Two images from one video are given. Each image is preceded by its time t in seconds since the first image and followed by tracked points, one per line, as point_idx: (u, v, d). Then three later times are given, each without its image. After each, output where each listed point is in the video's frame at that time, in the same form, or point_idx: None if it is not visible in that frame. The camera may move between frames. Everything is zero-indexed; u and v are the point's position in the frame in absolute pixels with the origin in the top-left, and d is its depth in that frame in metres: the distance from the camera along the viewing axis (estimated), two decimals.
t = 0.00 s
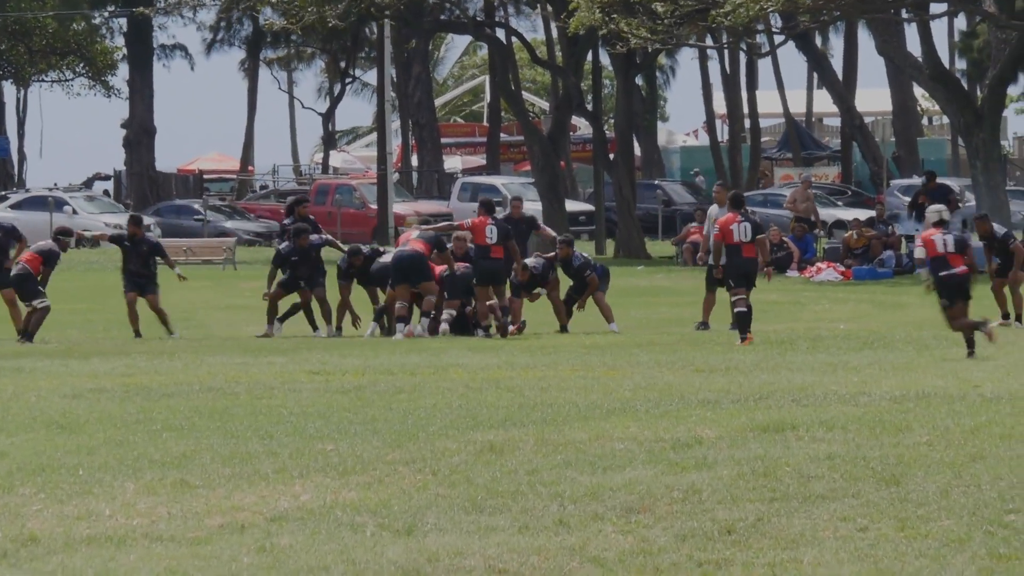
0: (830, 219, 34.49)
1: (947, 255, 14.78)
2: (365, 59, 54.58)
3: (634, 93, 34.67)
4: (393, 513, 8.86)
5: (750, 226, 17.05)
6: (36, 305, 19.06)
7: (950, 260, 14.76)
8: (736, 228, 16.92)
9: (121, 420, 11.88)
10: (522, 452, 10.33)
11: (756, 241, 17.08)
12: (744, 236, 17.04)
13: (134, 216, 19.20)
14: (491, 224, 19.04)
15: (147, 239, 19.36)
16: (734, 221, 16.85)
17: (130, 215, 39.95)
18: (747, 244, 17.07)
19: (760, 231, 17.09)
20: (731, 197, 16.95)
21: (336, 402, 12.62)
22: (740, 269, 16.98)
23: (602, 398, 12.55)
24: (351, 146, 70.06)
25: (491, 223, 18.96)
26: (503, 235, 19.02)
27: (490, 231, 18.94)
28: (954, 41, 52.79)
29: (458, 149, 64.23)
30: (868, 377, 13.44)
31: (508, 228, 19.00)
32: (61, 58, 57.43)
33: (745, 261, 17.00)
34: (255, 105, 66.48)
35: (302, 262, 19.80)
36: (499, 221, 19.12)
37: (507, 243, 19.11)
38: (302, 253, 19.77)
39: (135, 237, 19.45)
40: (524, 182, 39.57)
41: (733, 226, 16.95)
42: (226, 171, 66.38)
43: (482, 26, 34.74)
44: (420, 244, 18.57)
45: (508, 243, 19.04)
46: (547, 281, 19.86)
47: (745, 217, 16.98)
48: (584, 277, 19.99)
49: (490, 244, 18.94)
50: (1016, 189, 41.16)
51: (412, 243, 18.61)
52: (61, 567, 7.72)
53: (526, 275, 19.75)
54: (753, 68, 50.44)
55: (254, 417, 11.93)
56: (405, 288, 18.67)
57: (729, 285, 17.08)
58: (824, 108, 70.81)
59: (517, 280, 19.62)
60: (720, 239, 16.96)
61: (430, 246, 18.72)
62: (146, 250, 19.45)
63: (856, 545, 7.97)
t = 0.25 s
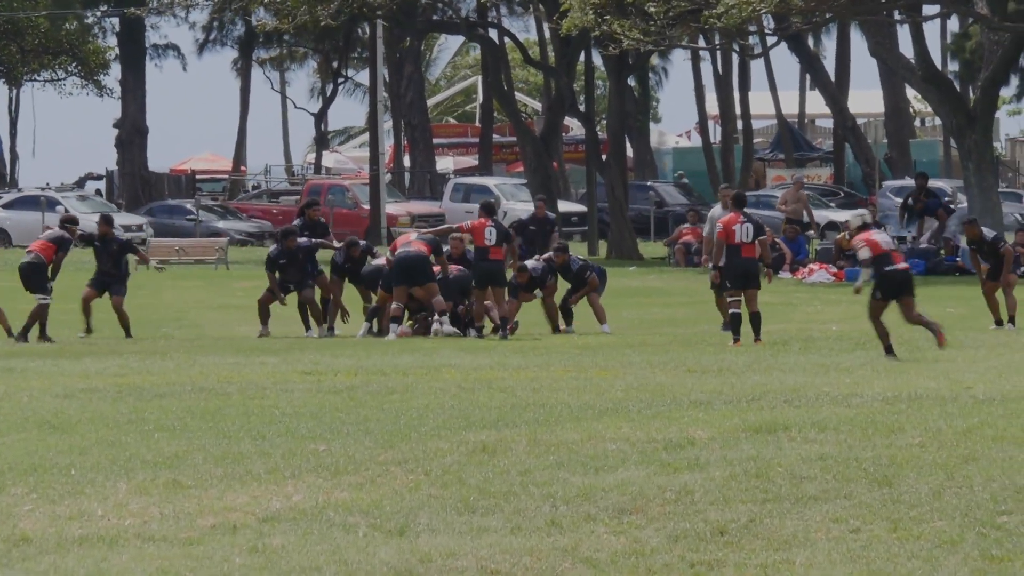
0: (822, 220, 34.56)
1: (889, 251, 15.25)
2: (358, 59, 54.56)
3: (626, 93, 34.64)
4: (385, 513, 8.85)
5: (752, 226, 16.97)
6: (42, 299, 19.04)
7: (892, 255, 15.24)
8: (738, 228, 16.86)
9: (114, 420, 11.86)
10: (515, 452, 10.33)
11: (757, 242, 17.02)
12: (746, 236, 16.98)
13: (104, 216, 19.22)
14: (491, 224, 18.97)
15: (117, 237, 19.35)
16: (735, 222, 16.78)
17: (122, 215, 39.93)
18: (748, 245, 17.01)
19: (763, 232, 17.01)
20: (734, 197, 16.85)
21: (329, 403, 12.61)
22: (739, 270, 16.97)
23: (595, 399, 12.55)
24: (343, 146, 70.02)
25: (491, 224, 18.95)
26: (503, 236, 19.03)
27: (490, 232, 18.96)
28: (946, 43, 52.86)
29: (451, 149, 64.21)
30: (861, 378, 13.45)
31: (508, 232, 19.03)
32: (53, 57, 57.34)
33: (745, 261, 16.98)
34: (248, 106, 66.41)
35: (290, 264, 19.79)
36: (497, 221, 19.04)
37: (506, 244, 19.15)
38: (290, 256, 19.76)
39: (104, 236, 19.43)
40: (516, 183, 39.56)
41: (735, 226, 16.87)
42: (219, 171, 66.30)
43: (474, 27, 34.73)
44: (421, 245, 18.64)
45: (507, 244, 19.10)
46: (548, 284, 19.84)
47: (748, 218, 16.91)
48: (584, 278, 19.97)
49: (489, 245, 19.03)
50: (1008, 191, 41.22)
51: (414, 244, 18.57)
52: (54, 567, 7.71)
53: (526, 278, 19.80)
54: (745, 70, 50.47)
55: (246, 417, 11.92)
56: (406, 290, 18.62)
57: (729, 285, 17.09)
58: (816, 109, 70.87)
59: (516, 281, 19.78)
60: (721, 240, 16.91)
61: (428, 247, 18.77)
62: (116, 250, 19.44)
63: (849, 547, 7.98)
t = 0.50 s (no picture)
0: (817, 218, 34.57)
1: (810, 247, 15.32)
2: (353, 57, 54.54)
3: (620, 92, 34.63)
4: (380, 512, 8.85)
5: (755, 224, 16.96)
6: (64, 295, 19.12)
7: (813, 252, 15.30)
8: (740, 226, 16.85)
9: (109, 418, 11.85)
10: (510, 451, 10.32)
11: (759, 240, 17.01)
12: (748, 234, 16.98)
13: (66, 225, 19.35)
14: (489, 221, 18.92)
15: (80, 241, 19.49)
16: (736, 220, 16.77)
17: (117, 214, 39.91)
18: (749, 242, 17.01)
19: (765, 230, 17.00)
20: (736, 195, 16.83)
21: (324, 401, 12.60)
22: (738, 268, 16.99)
23: (590, 397, 12.54)
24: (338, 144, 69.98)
25: (488, 221, 18.88)
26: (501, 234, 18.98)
27: (488, 230, 18.88)
28: (941, 41, 52.89)
29: (446, 147, 64.18)
30: (856, 376, 13.45)
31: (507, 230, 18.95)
32: (48, 56, 57.27)
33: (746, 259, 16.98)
34: (243, 104, 66.35)
35: (281, 262, 19.77)
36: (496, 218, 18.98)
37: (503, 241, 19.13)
38: (282, 254, 19.75)
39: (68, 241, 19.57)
40: (511, 181, 39.55)
41: (737, 224, 16.86)
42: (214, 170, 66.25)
43: (469, 25, 34.71)
44: (434, 248, 18.43)
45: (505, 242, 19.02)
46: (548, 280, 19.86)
47: (751, 215, 16.89)
48: (586, 273, 20.01)
49: (488, 243, 18.96)
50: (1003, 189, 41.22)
51: (426, 246, 18.42)
52: (49, 565, 7.70)
53: (527, 274, 19.75)
54: (741, 68, 50.47)
55: (241, 415, 11.91)
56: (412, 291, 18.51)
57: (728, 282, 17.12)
58: (811, 107, 70.90)
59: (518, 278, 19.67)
60: (723, 237, 16.91)
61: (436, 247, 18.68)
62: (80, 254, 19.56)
63: (844, 545, 7.98)
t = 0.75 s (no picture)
0: (815, 211, 34.56)
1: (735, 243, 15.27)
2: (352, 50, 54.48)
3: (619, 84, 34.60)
4: (379, 505, 8.85)
5: (755, 216, 16.98)
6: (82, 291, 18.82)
7: (737, 248, 15.27)
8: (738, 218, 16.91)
9: (108, 410, 11.85)
10: (509, 443, 10.33)
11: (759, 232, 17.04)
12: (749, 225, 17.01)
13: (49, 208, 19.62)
14: (480, 218, 18.73)
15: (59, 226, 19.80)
16: (734, 212, 16.82)
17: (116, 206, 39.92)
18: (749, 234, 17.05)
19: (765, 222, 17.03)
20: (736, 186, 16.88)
21: (323, 394, 12.61)
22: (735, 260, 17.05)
23: (589, 390, 12.55)
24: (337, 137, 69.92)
25: (480, 219, 18.68)
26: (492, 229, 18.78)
27: (479, 227, 18.68)
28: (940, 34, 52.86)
29: (445, 140, 64.14)
30: (854, 368, 13.45)
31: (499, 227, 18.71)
32: (47, 49, 57.21)
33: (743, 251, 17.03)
34: (241, 97, 66.30)
35: (281, 260, 19.78)
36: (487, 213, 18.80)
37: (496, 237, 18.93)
38: (282, 251, 19.76)
39: (48, 228, 19.86)
40: (510, 174, 39.54)
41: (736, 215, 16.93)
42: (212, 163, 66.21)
43: (468, 18, 34.67)
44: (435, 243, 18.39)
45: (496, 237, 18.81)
46: (549, 272, 19.88)
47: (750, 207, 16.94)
48: (592, 270, 20.03)
49: (479, 240, 18.77)
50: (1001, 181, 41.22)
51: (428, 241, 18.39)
52: (49, 558, 7.71)
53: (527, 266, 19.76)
54: (739, 61, 50.44)
55: (241, 408, 11.92)
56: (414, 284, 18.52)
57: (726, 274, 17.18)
58: (810, 100, 70.89)
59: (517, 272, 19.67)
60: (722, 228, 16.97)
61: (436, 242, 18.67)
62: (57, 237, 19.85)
63: (843, 537, 7.99)
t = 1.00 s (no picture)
0: (818, 203, 34.51)
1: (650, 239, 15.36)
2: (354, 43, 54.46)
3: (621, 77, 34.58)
4: (382, 498, 8.85)
5: (753, 209, 16.95)
6: (100, 283, 18.74)
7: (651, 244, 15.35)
8: (736, 211, 16.89)
9: (111, 404, 11.86)
10: (511, 437, 10.33)
11: (758, 224, 17.00)
12: (747, 218, 16.99)
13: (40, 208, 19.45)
14: (470, 208, 18.28)
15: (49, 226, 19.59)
16: (731, 205, 16.81)
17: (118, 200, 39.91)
18: (748, 227, 17.00)
19: (764, 215, 16.99)
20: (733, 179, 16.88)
21: (325, 387, 12.61)
22: (735, 253, 17.02)
23: (592, 383, 12.54)
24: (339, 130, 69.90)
25: (470, 210, 18.22)
26: (483, 220, 18.30)
27: (468, 218, 18.22)
28: (942, 27, 52.81)
29: (447, 134, 64.13)
30: (857, 362, 13.44)
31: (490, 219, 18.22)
32: (49, 42, 57.24)
33: (742, 244, 17.00)
34: (243, 90, 66.28)
35: (283, 255, 19.76)
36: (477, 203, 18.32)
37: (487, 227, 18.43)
38: (285, 246, 19.71)
39: (38, 227, 19.65)
40: (512, 168, 39.51)
41: (733, 208, 16.91)
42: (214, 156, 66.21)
43: (470, 11, 34.66)
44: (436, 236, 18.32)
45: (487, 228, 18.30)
46: (549, 267, 19.94)
47: (748, 200, 16.91)
48: (596, 264, 20.08)
49: (469, 231, 18.29)
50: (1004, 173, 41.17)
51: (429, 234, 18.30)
52: (51, 551, 7.71)
53: (527, 260, 19.77)
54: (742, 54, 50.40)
55: (243, 401, 11.93)
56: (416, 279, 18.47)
57: (727, 268, 17.16)
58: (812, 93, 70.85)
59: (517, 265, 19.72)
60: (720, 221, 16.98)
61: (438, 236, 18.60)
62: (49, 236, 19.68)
63: (846, 531, 7.98)
